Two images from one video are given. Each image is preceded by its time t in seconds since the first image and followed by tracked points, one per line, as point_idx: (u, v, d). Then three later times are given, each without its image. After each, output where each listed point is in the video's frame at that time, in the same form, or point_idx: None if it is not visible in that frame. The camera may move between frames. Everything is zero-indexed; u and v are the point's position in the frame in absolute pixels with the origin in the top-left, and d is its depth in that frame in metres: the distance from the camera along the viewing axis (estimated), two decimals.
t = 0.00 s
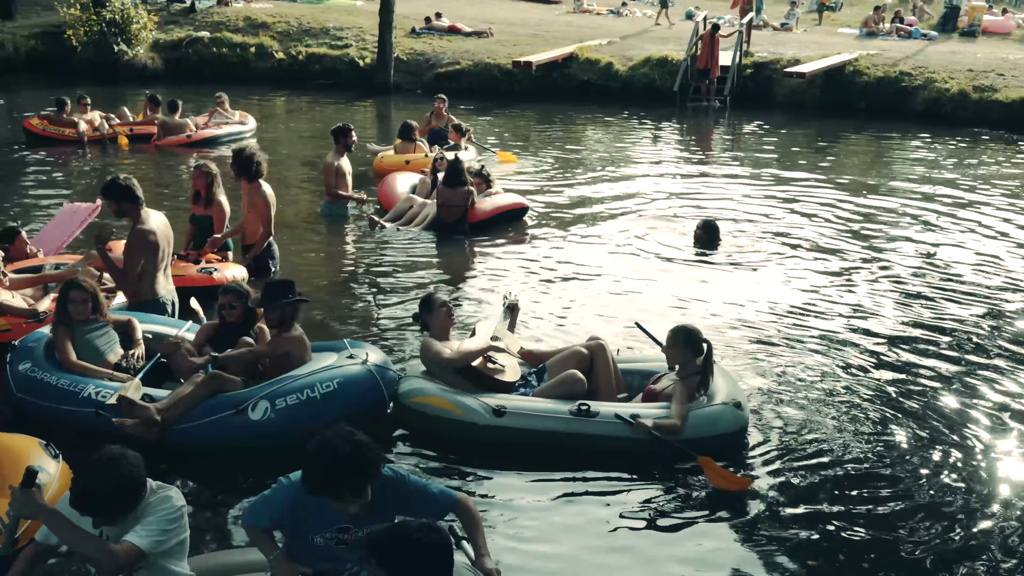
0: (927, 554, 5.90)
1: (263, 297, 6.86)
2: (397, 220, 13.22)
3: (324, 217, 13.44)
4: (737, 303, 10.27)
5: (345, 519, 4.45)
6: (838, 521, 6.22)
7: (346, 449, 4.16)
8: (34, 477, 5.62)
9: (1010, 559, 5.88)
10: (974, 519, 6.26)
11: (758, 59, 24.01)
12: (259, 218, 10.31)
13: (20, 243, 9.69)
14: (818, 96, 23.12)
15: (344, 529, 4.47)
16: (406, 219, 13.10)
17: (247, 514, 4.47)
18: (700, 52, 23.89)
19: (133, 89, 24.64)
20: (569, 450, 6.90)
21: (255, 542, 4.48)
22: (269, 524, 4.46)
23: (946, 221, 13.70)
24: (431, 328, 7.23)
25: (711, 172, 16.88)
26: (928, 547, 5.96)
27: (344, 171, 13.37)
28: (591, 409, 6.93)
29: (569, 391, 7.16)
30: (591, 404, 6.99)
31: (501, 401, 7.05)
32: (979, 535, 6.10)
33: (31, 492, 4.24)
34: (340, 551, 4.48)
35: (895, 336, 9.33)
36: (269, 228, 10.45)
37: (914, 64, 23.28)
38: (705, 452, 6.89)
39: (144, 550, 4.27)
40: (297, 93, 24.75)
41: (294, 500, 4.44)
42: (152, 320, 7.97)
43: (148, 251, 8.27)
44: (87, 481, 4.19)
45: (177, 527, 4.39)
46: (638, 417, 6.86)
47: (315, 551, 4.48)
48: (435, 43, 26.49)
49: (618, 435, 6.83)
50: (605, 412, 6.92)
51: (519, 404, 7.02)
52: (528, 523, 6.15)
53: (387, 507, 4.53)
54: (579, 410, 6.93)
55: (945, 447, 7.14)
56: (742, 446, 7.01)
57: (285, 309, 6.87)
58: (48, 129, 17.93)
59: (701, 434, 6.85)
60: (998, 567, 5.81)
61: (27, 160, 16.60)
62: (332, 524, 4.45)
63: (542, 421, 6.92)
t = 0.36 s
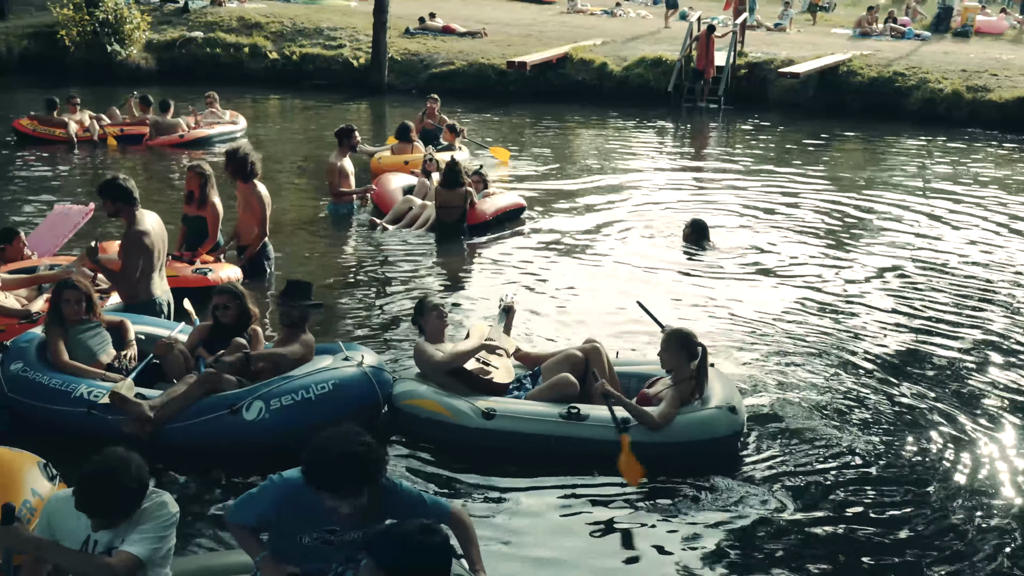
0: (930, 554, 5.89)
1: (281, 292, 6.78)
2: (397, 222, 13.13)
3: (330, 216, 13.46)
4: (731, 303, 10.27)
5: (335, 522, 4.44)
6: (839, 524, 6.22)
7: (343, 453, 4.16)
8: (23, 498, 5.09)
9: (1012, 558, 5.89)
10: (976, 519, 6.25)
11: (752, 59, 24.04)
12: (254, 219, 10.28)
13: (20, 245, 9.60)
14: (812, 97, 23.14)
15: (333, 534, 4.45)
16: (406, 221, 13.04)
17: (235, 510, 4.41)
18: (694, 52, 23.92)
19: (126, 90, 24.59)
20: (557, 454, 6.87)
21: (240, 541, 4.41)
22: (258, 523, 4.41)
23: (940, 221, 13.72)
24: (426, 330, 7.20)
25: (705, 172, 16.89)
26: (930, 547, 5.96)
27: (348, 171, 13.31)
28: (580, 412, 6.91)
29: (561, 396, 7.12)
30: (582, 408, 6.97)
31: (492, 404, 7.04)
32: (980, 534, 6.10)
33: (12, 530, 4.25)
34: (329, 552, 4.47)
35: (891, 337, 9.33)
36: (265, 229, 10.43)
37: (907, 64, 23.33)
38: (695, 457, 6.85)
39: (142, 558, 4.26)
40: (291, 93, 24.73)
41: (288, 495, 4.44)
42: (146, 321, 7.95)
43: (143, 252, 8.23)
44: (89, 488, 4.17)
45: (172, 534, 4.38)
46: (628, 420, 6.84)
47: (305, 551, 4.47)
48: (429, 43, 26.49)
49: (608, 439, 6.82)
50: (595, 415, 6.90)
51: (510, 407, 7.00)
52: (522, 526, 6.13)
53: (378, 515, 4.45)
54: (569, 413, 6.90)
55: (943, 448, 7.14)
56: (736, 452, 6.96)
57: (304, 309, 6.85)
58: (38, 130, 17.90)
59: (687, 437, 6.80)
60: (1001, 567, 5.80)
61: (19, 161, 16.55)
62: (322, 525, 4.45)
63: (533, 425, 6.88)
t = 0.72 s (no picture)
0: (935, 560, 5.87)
1: (297, 303, 6.80)
2: (397, 223, 13.08)
3: (332, 216, 13.43)
4: (725, 304, 10.25)
5: (313, 523, 4.47)
6: (843, 532, 6.15)
7: (344, 452, 4.23)
8: (9, 511, 4.91)
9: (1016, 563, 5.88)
10: (979, 523, 6.24)
11: (746, 59, 24.07)
12: (249, 219, 10.26)
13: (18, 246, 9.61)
14: (805, 97, 23.16)
15: (312, 534, 4.48)
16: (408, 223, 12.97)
17: (207, 513, 4.43)
18: (688, 52, 23.95)
19: (119, 90, 24.54)
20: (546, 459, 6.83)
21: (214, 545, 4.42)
22: (236, 526, 4.43)
23: (934, 221, 13.72)
24: (418, 334, 7.25)
25: (699, 172, 16.89)
26: (936, 553, 5.93)
27: (348, 173, 13.32)
28: (571, 418, 6.83)
29: (555, 399, 7.11)
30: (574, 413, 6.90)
31: (484, 407, 7.02)
32: (984, 539, 6.09)
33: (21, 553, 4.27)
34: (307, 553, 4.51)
35: (886, 338, 9.31)
36: (259, 229, 10.40)
37: (901, 64, 23.38)
38: (689, 464, 6.72)
39: (142, 569, 4.30)
40: (284, 93, 24.70)
41: (264, 497, 4.48)
42: (137, 322, 7.93)
43: (137, 252, 8.22)
44: (89, 492, 4.21)
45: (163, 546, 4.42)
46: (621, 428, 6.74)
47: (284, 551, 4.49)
48: (423, 43, 26.49)
49: (599, 446, 6.72)
50: (586, 421, 6.82)
51: (501, 411, 6.98)
52: (514, 532, 6.10)
53: (361, 511, 4.45)
54: (561, 418, 6.84)
55: (942, 451, 7.12)
56: (735, 459, 6.84)
57: (315, 321, 6.86)
58: (28, 131, 17.83)
59: (679, 445, 6.69)
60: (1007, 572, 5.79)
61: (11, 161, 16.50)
62: (298, 527, 4.48)
63: (525, 428, 6.85)
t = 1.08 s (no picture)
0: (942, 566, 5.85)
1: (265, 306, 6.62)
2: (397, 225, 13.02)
3: (331, 219, 13.41)
4: (719, 305, 10.25)
5: (293, 520, 4.56)
6: (848, 540, 6.10)
7: (312, 445, 4.27)
8: None
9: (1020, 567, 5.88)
10: (983, 528, 6.23)
11: (739, 59, 24.11)
12: (243, 219, 10.24)
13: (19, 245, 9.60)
14: (799, 97, 23.19)
15: (294, 530, 4.58)
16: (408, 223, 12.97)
17: (185, 525, 4.50)
18: (681, 52, 23.97)
19: (112, 90, 24.48)
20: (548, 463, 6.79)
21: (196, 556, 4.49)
22: (218, 534, 4.49)
23: (927, 222, 13.75)
24: (421, 332, 7.27)
25: (692, 172, 16.91)
26: (942, 560, 5.92)
27: (346, 173, 13.30)
28: (559, 419, 6.85)
29: (548, 401, 7.08)
30: (563, 416, 6.90)
31: (476, 407, 7.03)
32: (987, 543, 6.08)
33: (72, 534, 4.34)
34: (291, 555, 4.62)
35: (880, 339, 9.33)
36: (253, 228, 10.38)
37: (893, 64, 23.43)
38: (682, 470, 6.67)
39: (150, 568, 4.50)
40: (278, 94, 24.66)
41: (245, 500, 4.50)
42: (128, 324, 7.91)
43: (134, 254, 8.18)
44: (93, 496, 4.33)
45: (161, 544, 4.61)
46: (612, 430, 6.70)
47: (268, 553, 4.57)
48: (417, 43, 26.47)
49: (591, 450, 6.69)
50: (579, 424, 6.80)
51: (493, 411, 6.99)
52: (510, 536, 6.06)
53: (337, 503, 4.57)
54: (551, 421, 6.85)
55: (941, 453, 7.12)
56: (729, 465, 6.78)
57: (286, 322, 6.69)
58: (18, 131, 17.76)
59: (669, 452, 6.63)
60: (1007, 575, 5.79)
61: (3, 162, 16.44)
62: (276, 528, 4.55)
63: (519, 429, 6.84)
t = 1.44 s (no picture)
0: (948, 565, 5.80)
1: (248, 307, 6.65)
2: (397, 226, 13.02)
3: (329, 220, 13.39)
4: (714, 305, 10.25)
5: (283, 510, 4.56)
6: (852, 542, 6.04)
7: (299, 438, 4.27)
8: None
9: None
10: (988, 527, 6.20)
11: (732, 59, 24.16)
12: (239, 219, 10.21)
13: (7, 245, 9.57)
14: (792, 97, 23.22)
15: (284, 521, 4.58)
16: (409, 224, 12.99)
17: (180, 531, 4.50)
18: (675, 53, 24.00)
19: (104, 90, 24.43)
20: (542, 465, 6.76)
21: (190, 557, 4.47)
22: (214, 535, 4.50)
23: (922, 221, 13.76)
24: (420, 333, 7.29)
25: (686, 172, 16.91)
26: (946, 558, 5.88)
27: (345, 171, 13.29)
28: (555, 423, 6.80)
29: (545, 401, 7.04)
30: (556, 418, 6.86)
31: (468, 409, 7.01)
32: (991, 540, 6.06)
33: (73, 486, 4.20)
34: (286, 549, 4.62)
35: (876, 339, 9.32)
36: (249, 228, 10.35)
37: (886, 64, 23.48)
38: (677, 475, 6.63)
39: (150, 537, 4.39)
40: (271, 94, 24.62)
41: (236, 498, 4.50)
42: (121, 325, 7.89)
43: (129, 256, 8.16)
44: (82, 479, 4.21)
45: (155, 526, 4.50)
46: (604, 434, 6.66)
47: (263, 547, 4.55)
48: (410, 43, 26.46)
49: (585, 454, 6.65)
50: (572, 427, 6.76)
51: (486, 413, 6.97)
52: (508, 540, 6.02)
53: (324, 492, 4.62)
54: (545, 424, 6.80)
55: (941, 453, 7.09)
56: (722, 471, 6.75)
57: (272, 322, 6.72)
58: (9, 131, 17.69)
59: (664, 456, 6.59)
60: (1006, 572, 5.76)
61: None
62: (268, 522, 4.54)
63: (512, 430, 6.82)
